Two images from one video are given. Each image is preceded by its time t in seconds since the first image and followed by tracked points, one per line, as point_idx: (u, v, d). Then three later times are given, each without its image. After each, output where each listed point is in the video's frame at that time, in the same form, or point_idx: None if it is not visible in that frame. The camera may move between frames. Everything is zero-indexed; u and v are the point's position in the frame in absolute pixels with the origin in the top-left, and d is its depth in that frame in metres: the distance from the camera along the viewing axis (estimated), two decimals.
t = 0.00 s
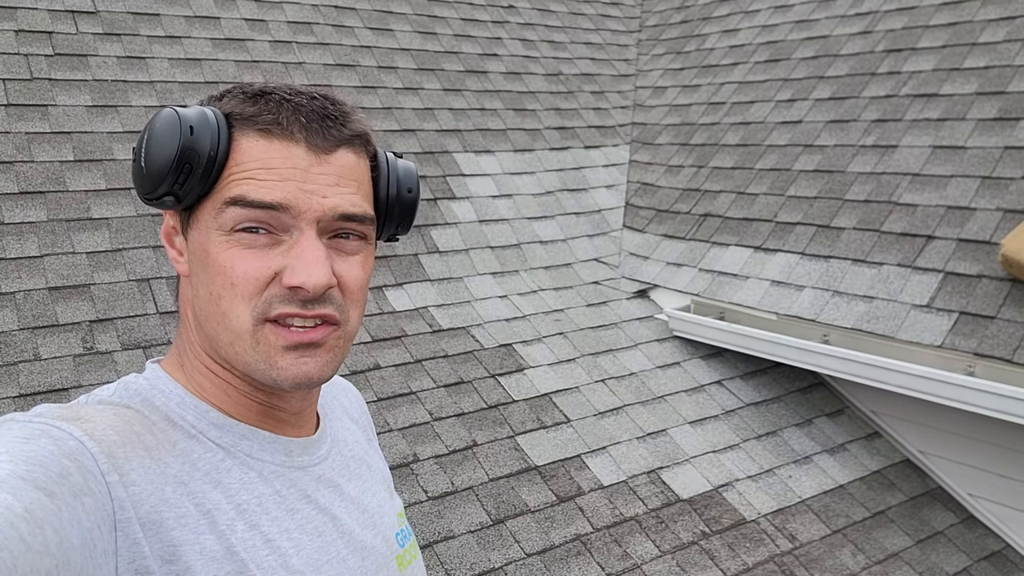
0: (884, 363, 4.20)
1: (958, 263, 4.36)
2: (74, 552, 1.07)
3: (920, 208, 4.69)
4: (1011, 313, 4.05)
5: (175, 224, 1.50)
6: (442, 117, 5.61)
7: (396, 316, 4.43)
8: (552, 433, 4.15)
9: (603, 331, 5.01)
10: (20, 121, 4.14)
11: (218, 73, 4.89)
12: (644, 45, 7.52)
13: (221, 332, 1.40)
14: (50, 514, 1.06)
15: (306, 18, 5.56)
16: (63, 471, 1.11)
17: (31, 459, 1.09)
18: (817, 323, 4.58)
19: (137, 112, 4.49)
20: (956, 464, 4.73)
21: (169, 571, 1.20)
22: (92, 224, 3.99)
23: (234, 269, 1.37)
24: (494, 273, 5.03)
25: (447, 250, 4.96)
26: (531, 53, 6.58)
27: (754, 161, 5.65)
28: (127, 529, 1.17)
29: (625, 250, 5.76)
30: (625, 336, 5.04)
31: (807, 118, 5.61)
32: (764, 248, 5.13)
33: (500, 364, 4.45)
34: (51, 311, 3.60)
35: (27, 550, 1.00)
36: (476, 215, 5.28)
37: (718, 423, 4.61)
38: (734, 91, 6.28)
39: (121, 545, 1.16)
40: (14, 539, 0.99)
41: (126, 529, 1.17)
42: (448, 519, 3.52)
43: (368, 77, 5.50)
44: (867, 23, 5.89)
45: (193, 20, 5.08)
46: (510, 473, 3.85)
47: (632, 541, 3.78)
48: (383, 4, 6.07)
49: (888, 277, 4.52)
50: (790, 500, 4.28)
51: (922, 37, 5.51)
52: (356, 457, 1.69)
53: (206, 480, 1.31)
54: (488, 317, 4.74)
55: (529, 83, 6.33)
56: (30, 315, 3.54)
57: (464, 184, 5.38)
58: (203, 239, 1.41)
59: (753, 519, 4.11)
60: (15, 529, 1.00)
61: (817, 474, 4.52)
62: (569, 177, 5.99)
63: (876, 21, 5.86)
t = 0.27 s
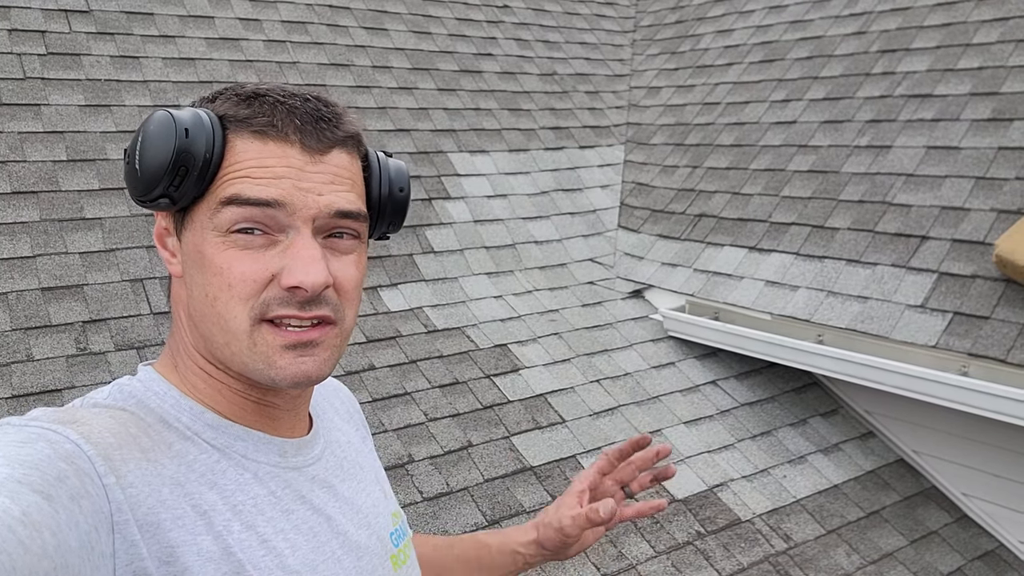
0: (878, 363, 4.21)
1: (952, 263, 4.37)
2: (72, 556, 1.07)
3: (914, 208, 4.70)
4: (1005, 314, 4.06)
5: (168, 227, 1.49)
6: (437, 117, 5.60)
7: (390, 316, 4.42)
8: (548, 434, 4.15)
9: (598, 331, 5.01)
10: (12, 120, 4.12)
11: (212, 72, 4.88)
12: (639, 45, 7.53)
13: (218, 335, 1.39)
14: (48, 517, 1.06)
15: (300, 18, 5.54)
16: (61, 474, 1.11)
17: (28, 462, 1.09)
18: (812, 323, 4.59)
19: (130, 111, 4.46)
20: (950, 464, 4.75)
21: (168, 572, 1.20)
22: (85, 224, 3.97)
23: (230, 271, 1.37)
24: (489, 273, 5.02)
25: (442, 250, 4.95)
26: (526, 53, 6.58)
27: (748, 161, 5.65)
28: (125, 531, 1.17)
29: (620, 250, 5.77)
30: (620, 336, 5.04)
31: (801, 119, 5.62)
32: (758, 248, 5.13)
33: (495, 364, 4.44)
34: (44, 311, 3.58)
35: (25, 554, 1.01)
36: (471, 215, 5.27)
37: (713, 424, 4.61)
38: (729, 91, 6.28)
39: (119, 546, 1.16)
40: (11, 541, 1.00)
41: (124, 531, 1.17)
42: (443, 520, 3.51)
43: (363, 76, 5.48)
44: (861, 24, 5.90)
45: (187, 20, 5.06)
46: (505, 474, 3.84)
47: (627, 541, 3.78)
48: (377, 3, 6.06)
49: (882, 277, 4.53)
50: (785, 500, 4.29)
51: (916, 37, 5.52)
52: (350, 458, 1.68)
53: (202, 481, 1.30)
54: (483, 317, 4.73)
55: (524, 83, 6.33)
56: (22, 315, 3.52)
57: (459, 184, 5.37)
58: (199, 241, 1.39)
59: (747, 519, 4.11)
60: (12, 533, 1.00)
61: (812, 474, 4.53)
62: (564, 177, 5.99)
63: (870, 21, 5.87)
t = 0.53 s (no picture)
0: (873, 365, 4.20)
1: (947, 265, 4.37)
2: (61, 558, 1.06)
3: (910, 210, 4.70)
4: (1000, 316, 4.07)
5: (147, 230, 1.48)
6: (433, 117, 5.59)
7: (385, 316, 4.41)
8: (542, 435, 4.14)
9: (593, 332, 5.01)
10: (5, 119, 4.10)
11: (207, 71, 4.86)
12: (635, 45, 7.53)
13: (202, 338, 1.38)
14: (37, 520, 1.05)
15: (296, 17, 5.53)
16: (51, 476, 1.10)
17: (16, 464, 1.08)
18: (807, 325, 4.59)
19: (124, 110, 4.44)
20: (944, 465, 4.75)
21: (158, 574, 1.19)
22: (79, 223, 3.95)
23: (210, 274, 1.36)
24: (484, 273, 5.01)
25: (438, 250, 4.94)
26: (522, 53, 6.57)
27: (744, 163, 5.65)
28: (115, 532, 1.16)
29: (616, 251, 5.76)
30: (615, 337, 5.04)
31: (797, 120, 5.63)
32: (754, 249, 5.13)
33: (490, 365, 4.44)
34: (37, 311, 3.56)
35: (12, 556, 0.99)
36: (466, 216, 5.26)
37: (708, 425, 4.61)
38: (725, 92, 6.28)
39: (109, 548, 1.15)
40: None
41: (114, 533, 1.16)
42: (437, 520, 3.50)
43: (359, 76, 5.47)
44: (858, 25, 5.90)
45: (182, 18, 5.04)
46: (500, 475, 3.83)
47: (622, 543, 3.77)
48: (374, 3, 6.05)
49: (877, 279, 4.53)
50: (779, 502, 4.29)
51: (913, 39, 5.53)
52: (341, 459, 1.67)
53: (192, 483, 1.29)
54: (478, 317, 4.73)
55: (520, 83, 6.32)
56: (15, 315, 3.50)
57: (455, 184, 5.36)
58: (177, 245, 1.38)
59: (742, 520, 4.11)
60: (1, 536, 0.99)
61: (806, 476, 4.52)
62: (560, 178, 5.98)
63: (867, 23, 5.87)
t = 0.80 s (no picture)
0: (868, 365, 4.22)
1: (942, 266, 4.39)
2: (56, 550, 1.07)
3: (906, 211, 4.71)
4: (995, 317, 4.08)
5: (142, 225, 1.48)
6: (430, 116, 5.59)
7: (381, 315, 4.41)
8: (538, 434, 4.14)
9: (589, 331, 5.01)
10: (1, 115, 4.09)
11: (204, 68, 4.85)
12: (632, 46, 7.54)
13: (196, 333, 1.38)
14: (32, 511, 1.05)
15: (294, 15, 5.53)
16: (46, 468, 1.10)
17: (12, 455, 1.08)
18: (802, 325, 4.60)
19: (120, 107, 4.43)
20: (939, 467, 4.76)
21: (154, 566, 1.19)
22: (75, 220, 3.94)
23: (203, 271, 1.36)
24: (480, 272, 5.02)
25: (434, 249, 4.94)
26: (519, 53, 6.58)
27: (741, 163, 5.66)
28: (110, 524, 1.16)
29: (612, 251, 5.77)
30: (611, 336, 5.04)
31: (794, 121, 5.64)
32: (750, 250, 5.14)
33: (486, 364, 4.44)
34: (32, 308, 3.55)
35: (8, 547, 1.00)
36: (463, 215, 5.26)
37: (703, 425, 4.61)
38: (722, 93, 6.29)
39: (104, 540, 1.15)
40: None
41: (109, 525, 1.16)
42: (433, 519, 3.50)
43: (356, 75, 5.47)
44: (854, 27, 5.92)
45: (179, 16, 5.04)
46: (495, 474, 3.83)
47: (617, 542, 3.77)
48: (371, 2, 6.05)
49: (873, 280, 4.54)
50: (774, 502, 4.29)
51: (909, 41, 5.54)
52: (339, 456, 1.67)
53: (189, 476, 1.29)
54: (474, 316, 4.73)
55: (517, 83, 6.32)
56: (10, 312, 3.50)
57: (452, 183, 5.36)
58: (170, 242, 1.38)
59: (737, 520, 4.11)
60: None
61: (801, 476, 4.53)
62: (557, 177, 5.99)
63: (863, 25, 5.89)
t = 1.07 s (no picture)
0: (866, 367, 4.22)
1: (941, 268, 4.39)
2: (57, 546, 1.06)
3: (904, 213, 4.71)
4: (993, 319, 4.08)
5: (143, 223, 1.48)
6: (429, 117, 5.59)
7: (379, 315, 4.41)
8: (536, 435, 4.14)
9: (588, 332, 5.01)
10: None
11: (203, 68, 4.85)
12: (632, 47, 7.54)
13: (194, 332, 1.38)
14: (33, 507, 1.04)
15: (293, 15, 5.52)
16: (47, 464, 1.10)
17: (13, 452, 1.07)
18: (800, 327, 4.59)
19: (119, 106, 4.43)
20: (938, 469, 4.76)
21: (154, 563, 1.19)
22: (73, 220, 3.93)
23: (201, 271, 1.36)
24: (479, 273, 5.01)
25: (432, 249, 4.94)
26: (518, 53, 6.58)
27: (739, 165, 5.67)
28: (111, 521, 1.16)
29: (611, 252, 5.78)
30: (609, 337, 5.04)
31: (793, 123, 5.64)
32: (748, 251, 5.15)
33: (484, 364, 4.43)
34: (29, 307, 3.55)
35: (9, 543, 0.99)
36: (462, 215, 5.26)
37: (701, 426, 4.61)
38: (720, 94, 6.30)
39: (104, 537, 1.15)
40: None
41: (109, 522, 1.16)
42: (430, 520, 3.49)
43: (355, 75, 5.47)
44: (853, 29, 5.92)
45: (178, 16, 5.03)
46: (493, 474, 3.83)
47: (615, 543, 3.77)
48: (370, 2, 6.05)
49: (871, 281, 4.54)
50: (772, 503, 4.29)
51: (908, 43, 5.55)
52: (338, 455, 1.67)
53: (189, 473, 1.29)
54: (472, 317, 4.73)
55: (516, 84, 6.33)
56: (8, 311, 3.50)
57: (451, 183, 5.36)
58: (169, 241, 1.38)
59: (734, 521, 4.11)
60: None
61: (799, 477, 4.53)
62: (556, 178, 5.99)
63: (862, 27, 5.89)
